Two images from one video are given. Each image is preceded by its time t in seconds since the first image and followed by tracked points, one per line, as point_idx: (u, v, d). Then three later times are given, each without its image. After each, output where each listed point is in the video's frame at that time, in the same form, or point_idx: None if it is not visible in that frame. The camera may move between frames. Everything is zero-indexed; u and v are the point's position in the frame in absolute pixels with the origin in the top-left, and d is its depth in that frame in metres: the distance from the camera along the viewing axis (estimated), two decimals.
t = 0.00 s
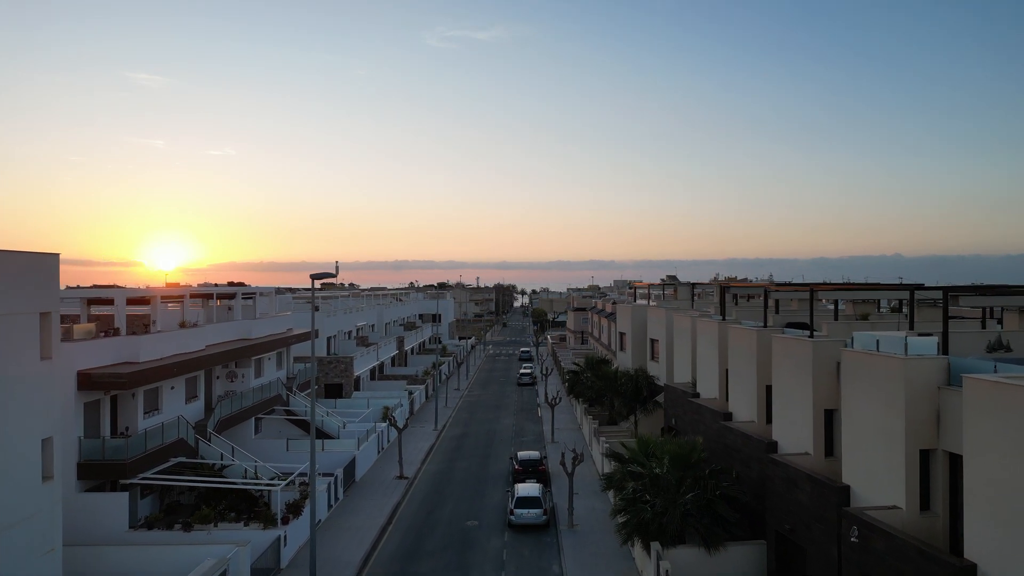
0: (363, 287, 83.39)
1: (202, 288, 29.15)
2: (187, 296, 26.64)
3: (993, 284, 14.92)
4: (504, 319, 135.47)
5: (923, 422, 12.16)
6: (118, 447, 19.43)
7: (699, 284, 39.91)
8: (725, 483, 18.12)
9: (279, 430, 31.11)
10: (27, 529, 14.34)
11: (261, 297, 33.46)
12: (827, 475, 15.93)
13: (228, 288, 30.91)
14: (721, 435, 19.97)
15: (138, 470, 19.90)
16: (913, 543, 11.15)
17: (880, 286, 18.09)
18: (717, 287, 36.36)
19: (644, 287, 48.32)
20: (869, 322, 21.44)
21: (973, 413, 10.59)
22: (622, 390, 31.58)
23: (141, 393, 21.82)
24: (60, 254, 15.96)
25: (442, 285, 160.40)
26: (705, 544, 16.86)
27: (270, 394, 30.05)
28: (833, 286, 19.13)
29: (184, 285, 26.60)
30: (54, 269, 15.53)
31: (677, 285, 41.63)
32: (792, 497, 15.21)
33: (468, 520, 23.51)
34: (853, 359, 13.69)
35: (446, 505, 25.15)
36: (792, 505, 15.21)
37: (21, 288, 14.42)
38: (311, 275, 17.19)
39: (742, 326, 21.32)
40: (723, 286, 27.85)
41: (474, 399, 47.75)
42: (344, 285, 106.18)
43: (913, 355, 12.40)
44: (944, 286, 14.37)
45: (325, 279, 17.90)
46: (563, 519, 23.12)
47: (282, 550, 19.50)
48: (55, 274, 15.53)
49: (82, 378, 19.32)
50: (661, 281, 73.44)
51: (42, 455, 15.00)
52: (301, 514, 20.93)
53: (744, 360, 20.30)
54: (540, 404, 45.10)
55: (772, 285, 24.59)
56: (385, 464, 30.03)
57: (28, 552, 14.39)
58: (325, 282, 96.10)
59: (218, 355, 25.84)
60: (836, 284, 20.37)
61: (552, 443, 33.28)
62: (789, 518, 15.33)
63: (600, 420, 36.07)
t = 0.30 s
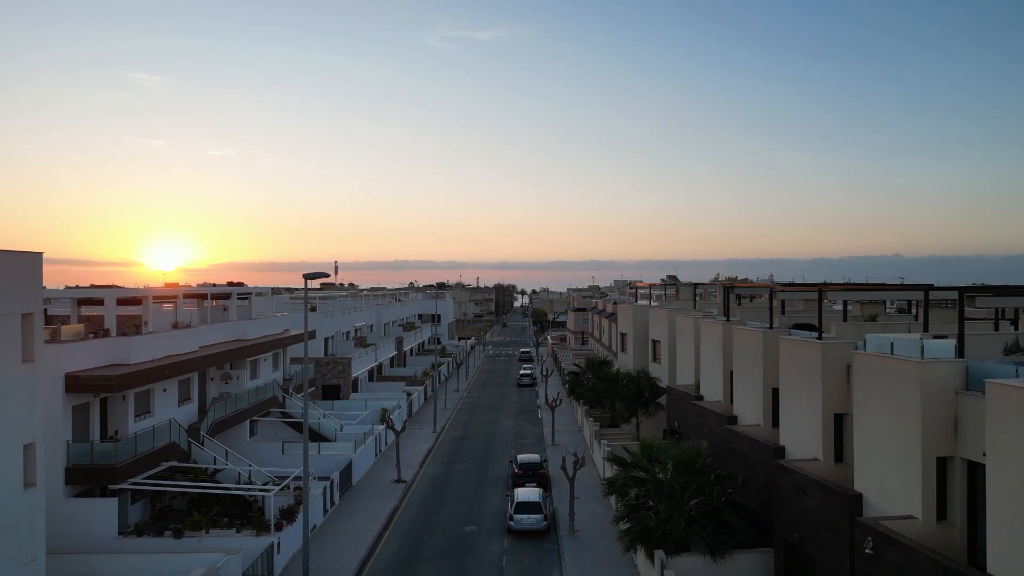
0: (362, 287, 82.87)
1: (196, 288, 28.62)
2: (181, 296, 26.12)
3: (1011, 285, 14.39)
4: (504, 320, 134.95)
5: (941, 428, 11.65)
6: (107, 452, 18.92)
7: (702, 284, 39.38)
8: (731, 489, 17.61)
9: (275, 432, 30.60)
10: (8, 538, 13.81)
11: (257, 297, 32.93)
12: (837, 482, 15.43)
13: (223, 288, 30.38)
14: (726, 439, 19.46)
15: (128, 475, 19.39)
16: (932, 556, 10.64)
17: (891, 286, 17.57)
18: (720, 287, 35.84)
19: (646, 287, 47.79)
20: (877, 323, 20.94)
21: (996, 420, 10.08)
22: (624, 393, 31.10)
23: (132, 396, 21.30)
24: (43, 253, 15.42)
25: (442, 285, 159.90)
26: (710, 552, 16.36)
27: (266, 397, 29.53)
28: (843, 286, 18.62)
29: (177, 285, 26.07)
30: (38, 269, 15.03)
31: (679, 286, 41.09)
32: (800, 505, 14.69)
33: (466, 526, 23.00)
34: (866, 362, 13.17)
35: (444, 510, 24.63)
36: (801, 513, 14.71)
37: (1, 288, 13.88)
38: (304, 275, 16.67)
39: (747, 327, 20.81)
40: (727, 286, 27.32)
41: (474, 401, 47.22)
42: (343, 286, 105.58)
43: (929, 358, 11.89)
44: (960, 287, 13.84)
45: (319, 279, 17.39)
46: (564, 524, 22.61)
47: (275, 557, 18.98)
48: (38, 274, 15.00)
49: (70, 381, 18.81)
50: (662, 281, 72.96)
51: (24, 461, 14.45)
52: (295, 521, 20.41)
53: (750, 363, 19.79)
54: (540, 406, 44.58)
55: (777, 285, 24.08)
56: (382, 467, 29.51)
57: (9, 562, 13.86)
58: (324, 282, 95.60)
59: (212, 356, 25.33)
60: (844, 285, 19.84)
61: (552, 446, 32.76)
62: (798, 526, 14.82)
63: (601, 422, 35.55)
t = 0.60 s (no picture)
0: (361, 287, 82.35)
1: (190, 288, 28.09)
2: (174, 296, 25.59)
3: None
4: (504, 320, 134.42)
5: (961, 435, 11.15)
6: (95, 457, 18.40)
7: (705, 284, 38.90)
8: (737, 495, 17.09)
9: (272, 435, 30.01)
10: None
11: (252, 297, 32.41)
12: (848, 489, 14.94)
13: (217, 288, 29.84)
14: (731, 444, 18.94)
15: (117, 481, 18.87)
16: (952, 570, 10.14)
17: (902, 287, 17.07)
18: (722, 287, 35.33)
19: (647, 287, 47.27)
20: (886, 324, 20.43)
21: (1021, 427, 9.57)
22: (626, 394, 30.82)
23: (123, 399, 20.79)
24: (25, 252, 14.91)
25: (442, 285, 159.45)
26: (716, 560, 15.83)
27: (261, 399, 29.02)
28: (851, 287, 18.13)
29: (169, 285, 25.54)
30: (21, 268, 14.52)
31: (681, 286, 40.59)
32: (811, 512, 14.18)
33: (465, 531, 22.50)
34: (881, 366, 12.65)
35: (442, 515, 24.13)
36: (811, 521, 14.20)
37: None
38: (297, 275, 16.18)
39: (753, 329, 20.31)
40: (731, 286, 26.80)
41: (473, 402, 46.70)
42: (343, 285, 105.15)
43: (948, 362, 11.38)
44: (976, 287, 13.34)
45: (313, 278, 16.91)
46: (565, 530, 22.10)
47: (268, 565, 18.47)
48: (20, 274, 14.49)
49: (57, 383, 18.28)
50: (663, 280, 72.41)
51: (6, 468, 13.95)
52: (289, 526, 19.92)
53: (756, 364, 19.29)
54: (540, 407, 44.07)
55: (783, 286, 23.58)
56: (380, 470, 29.00)
57: None
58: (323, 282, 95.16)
59: (205, 357, 24.83)
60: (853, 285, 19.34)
61: (553, 448, 32.26)
62: (808, 534, 14.31)
63: (603, 424, 35.10)
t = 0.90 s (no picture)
0: (360, 287, 81.81)
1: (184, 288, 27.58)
2: (167, 296, 25.06)
3: None
4: (504, 320, 133.91)
5: (982, 443, 10.67)
6: (84, 462, 17.90)
7: (707, 284, 38.44)
8: (744, 502, 16.60)
9: (268, 437, 29.58)
10: None
11: (248, 297, 31.90)
12: (860, 496, 14.44)
13: (212, 288, 29.32)
14: (737, 448, 18.45)
15: (106, 487, 18.37)
16: None
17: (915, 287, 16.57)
18: (725, 287, 34.79)
19: (649, 287, 46.84)
20: (896, 326, 19.91)
21: None
22: (627, 397, 30.12)
23: (113, 402, 20.29)
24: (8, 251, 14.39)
25: (441, 286, 158.90)
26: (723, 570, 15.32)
27: (257, 401, 28.52)
28: (862, 287, 17.60)
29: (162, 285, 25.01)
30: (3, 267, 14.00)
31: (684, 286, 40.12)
32: (822, 521, 13.69)
33: (464, 537, 21.99)
34: (896, 370, 12.16)
35: (441, 520, 23.61)
36: (823, 530, 13.69)
37: None
38: (290, 274, 15.67)
39: (759, 330, 19.81)
40: (735, 286, 26.29)
41: (472, 403, 46.22)
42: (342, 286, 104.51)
43: (968, 366, 10.89)
44: (996, 287, 12.82)
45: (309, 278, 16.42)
46: (567, 536, 21.59)
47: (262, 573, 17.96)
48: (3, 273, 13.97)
49: (44, 386, 17.76)
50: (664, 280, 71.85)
51: None
52: (284, 533, 19.42)
53: (763, 367, 18.81)
54: (541, 409, 43.61)
55: (789, 286, 23.07)
56: (377, 473, 28.50)
57: None
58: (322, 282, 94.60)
59: (199, 359, 24.32)
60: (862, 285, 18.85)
61: (554, 451, 31.77)
62: (820, 544, 13.82)
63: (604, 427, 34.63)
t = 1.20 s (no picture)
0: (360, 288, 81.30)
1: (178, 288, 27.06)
2: (160, 297, 24.54)
3: None
4: (504, 321, 133.37)
5: (1006, 451, 10.18)
6: (72, 467, 17.38)
7: (711, 284, 37.96)
8: (752, 509, 16.10)
9: (264, 440, 29.07)
10: None
11: (244, 298, 31.38)
12: (874, 504, 13.95)
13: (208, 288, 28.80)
14: (744, 453, 17.95)
15: (96, 492, 17.86)
16: None
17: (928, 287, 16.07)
18: (728, 288, 34.30)
19: (651, 288, 46.36)
20: (907, 327, 19.42)
21: None
22: (629, 399, 29.71)
23: (103, 405, 19.79)
24: None
25: (441, 286, 158.32)
26: None
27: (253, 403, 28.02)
28: (873, 287, 17.08)
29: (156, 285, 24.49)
30: None
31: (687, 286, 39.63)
32: (835, 531, 13.20)
33: (464, 543, 21.50)
34: (916, 373, 11.66)
35: (439, 525, 23.09)
36: (836, 540, 13.21)
37: None
38: (282, 274, 15.18)
39: (766, 331, 19.30)
40: (739, 287, 25.79)
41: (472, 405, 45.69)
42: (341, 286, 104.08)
43: (992, 370, 10.40)
44: (1017, 288, 12.31)
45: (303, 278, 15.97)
46: (569, 542, 21.08)
47: None
48: None
49: (31, 389, 17.25)
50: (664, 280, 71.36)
51: None
52: (278, 540, 18.92)
53: (770, 369, 18.31)
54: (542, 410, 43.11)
55: (796, 286, 22.56)
56: (375, 477, 27.99)
57: None
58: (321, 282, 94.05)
59: (193, 360, 23.81)
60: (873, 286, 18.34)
61: (555, 454, 31.26)
62: (832, 554, 13.33)
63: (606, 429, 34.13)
